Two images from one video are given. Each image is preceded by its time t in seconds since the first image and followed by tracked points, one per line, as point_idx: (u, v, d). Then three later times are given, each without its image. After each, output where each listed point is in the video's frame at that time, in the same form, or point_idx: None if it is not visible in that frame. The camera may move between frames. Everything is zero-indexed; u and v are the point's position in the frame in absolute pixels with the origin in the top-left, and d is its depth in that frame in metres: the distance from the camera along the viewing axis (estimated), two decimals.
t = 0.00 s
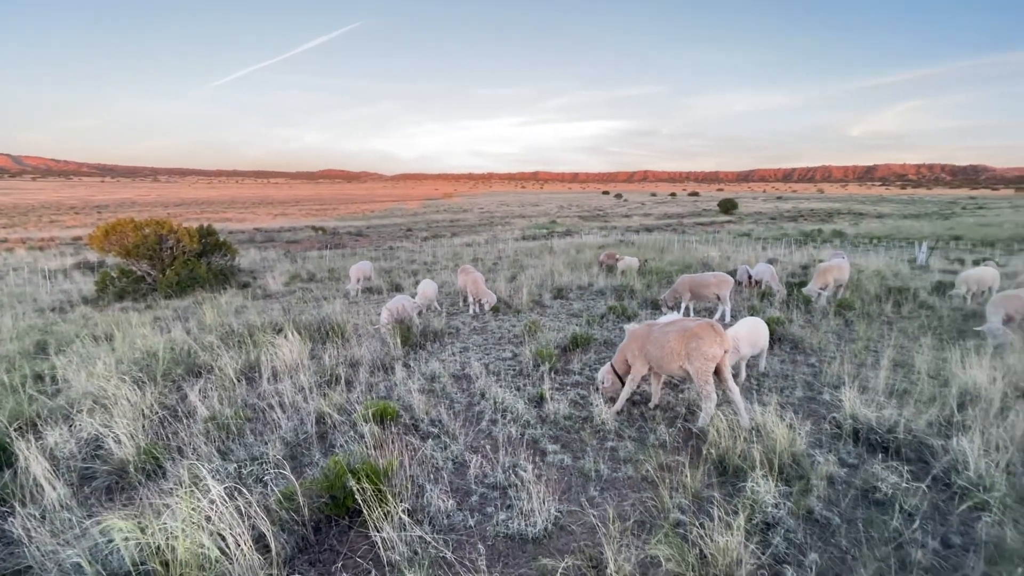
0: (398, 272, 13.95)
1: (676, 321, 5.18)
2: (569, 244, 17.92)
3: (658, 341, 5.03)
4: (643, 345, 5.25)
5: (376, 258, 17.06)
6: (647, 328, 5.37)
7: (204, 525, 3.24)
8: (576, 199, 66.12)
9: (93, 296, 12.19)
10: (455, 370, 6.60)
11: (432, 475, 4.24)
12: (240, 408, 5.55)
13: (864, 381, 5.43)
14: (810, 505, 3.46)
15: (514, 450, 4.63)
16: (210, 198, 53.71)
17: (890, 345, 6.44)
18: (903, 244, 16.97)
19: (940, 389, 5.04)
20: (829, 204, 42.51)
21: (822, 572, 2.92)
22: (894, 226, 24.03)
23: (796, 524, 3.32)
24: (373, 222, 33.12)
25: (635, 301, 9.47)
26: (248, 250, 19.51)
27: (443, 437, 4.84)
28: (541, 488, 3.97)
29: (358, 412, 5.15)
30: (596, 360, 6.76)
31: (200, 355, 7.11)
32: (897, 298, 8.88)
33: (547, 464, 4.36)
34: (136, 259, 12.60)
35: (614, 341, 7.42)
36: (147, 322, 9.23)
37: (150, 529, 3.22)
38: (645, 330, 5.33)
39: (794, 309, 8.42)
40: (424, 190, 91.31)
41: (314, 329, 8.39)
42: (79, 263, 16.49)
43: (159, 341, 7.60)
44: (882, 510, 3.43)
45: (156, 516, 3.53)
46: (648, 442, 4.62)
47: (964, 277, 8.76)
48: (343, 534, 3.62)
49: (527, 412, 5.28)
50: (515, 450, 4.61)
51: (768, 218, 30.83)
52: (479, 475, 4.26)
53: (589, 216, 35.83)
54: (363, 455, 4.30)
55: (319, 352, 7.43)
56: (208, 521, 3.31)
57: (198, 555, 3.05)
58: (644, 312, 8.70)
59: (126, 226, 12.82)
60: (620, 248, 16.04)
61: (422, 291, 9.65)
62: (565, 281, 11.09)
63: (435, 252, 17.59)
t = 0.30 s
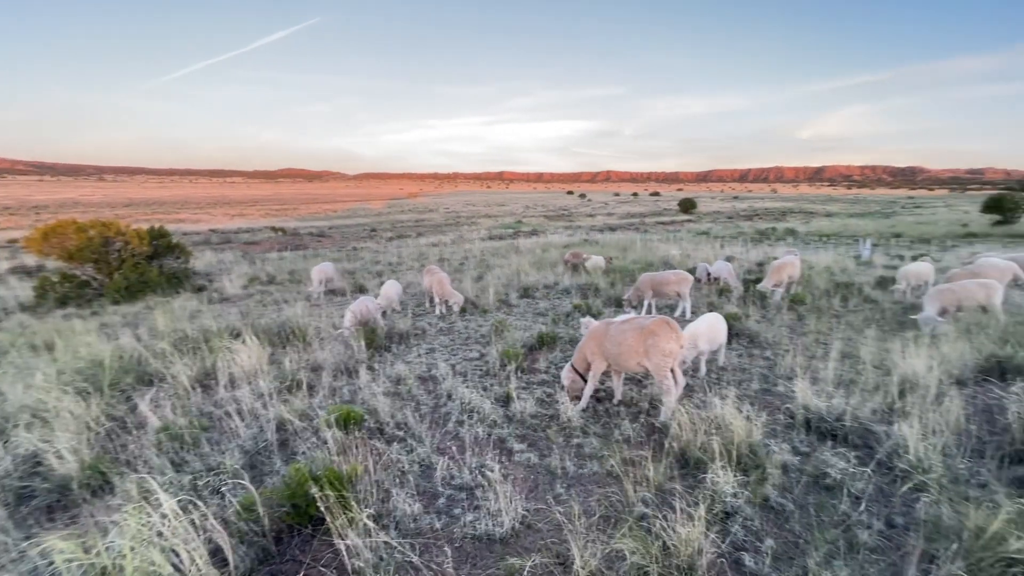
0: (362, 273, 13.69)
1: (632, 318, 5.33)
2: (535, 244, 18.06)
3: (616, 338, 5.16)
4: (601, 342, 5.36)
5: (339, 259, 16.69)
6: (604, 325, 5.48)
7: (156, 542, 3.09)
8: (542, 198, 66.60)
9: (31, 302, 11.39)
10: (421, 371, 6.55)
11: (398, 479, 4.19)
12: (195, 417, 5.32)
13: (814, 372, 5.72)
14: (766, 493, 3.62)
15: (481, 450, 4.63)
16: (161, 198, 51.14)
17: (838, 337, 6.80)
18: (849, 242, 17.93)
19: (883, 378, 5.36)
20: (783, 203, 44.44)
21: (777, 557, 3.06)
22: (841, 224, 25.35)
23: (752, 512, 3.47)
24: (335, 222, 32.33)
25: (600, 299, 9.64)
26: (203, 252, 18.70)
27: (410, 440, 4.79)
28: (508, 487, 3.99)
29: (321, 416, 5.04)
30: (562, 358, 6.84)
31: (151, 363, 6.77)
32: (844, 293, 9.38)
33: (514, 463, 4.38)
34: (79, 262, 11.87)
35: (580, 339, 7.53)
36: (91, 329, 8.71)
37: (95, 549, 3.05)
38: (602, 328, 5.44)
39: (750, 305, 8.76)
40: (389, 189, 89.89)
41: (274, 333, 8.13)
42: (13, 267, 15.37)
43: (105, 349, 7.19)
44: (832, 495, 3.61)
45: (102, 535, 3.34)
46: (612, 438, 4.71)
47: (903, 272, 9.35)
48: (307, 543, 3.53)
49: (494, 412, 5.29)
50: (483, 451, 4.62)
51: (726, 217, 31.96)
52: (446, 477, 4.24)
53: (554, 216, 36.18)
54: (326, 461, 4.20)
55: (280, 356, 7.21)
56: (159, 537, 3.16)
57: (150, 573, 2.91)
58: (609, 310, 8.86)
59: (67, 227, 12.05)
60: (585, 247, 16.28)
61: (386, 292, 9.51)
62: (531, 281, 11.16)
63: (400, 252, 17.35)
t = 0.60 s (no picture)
0: (338, 275, 13.47)
1: (607, 318, 5.38)
2: (513, 244, 18.10)
3: (591, 338, 5.19)
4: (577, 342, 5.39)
5: (313, 261, 16.40)
6: (580, 326, 5.52)
7: (123, 558, 2.97)
8: (520, 198, 66.75)
9: None
10: (400, 374, 6.48)
11: (377, 485, 4.14)
12: (165, 427, 5.14)
13: (787, 368, 5.88)
14: (741, 488, 3.70)
15: (461, 453, 4.61)
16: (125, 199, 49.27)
17: (808, 333, 7.01)
18: (816, 240, 18.50)
19: (851, 373, 5.55)
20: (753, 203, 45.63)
21: (753, 552, 3.13)
22: (808, 223, 26.14)
23: (729, 507, 3.54)
24: (310, 224, 31.72)
25: (578, 299, 9.71)
26: (170, 255, 18.12)
27: (389, 445, 4.73)
28: (489, 490, 3.97)
29: (297, 423, 4.93)
30: (541, 358, 6.87)
31: (116, 372, 6.51)
32: (813, 290, 9.67)
33: (495, 465, 4.37)
34: (38, 266, 11.26)
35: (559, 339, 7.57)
36: (52, 336, 8.33)
37: (57, 569, 2.91)
38: (578, 328, 5.48)
39: (724, 303, 8.96)
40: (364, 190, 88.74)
41: (247, 338, 7.93)
42: None
43: (67, 357, 6.88)
44: (805, 488, 3.72)
45: (65, 553, 3.19)
46: (592, 437, 4.74)
47: (868, 269, 9.69)
48: (283, 553, 3.45)
49: (475, 414, 5.26)
50: (463, 453, 4.59)
51: (699, 216, 32.61)
52: (426, 481, 4.20)
53: (531, 216, 36.32)
54: (302, 469, 4.11)
55: (253, 362, 7.03)
56: (126, 554, 3.04)
57: None
58: (587, 310, 8.93)
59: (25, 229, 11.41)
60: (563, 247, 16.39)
61: (361, 294, 9.37)
62: (509, 281, 11.17)
63: (376, 254, 17.15)
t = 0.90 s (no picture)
0: (305, 278, 13.14)
1: (577, 317, 5.43)
2: (484, 244, 18.09)
3: (562, 338, 5.21)
4: (548, 341, 5.43)
5: (279, 263, 15.96)
6: (551, 326, 5.55)
7: None
8: (491, 199, 66.71)
9: None
10: (371, 378, 6.35)
11: (349, 492, 4.04)
12: (121, 439, 4.88)
13: (751, 363, 6.06)
14: (712, 482, 3.79)
15: (435, 456, 4.55)
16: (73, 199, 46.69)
17: (771, 329, 7.25)
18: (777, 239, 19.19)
19: (812, 366, 5.76)
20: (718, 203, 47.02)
21: (724, 543, 3.21)
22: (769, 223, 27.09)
23: (700, 501, 3.62)
24: (275, 225, 30.81)
25: (550, 298, 9.77)
26: (126, 258, 17.30)
27: (360, 450, 4.63)
28: (463, 493, 3.93)
29: (264, 430, 4.77)
30: (514, 358, 6.87)
31: (67, 382, 6.15)
32: (775, 287, 10.02)
33: (469, 467, 4.34)
34: None
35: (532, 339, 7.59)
36: None
37: None
38: (548, 328, 5.52)
39: (691, 301, 9.18)
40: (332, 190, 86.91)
41: (209, 343, 7.63)
42: None
43: (11, 368, 6.46)
44: (771, 480, 3.84)
45: None
46: (566, 436, 4.76)
47: (826, 267, 10.11)
48: (250, 567, 3.32)
49: (448, 417, 5.21)
50: (437, 457, 4.54)
51: (667, 216, 33.33)
52: (399, 486, 4.13)
53: (502, 216, 36.40)
54: (269, 478, 3.97)
55: (216, 368, 6.77)
56: None
57: None
58: (559, 309, 8.99)
59: None
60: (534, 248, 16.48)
61: (329, 297, 9.15)
62: (481, 282, 11.14)
63: (345, 255, 16.83)
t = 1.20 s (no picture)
0: (276, 280, 12.84)
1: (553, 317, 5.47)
2: (460, 245, 18.04)
3: (538, 338, 5.24)
4: (524, 341, 5.45)
5: (249, 265, 15.56)
6: (527, 326, 5.57)
7: None
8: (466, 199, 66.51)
9: None
10: (346, 382, 6.25)
11: (325, 499, 3.97)
12: (81, 450, 4.67)
13: (723, 360, 6.21)
14: (686, 477, 3.87)
15: (412, 459, 4.51)
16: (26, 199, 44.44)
17: (742, 326, 7.45)
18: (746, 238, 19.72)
19: (781, 362, 5.95)
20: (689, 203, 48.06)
21: (699, 537, 3.28)
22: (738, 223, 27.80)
23: (675, 496, 3.69)
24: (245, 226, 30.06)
25: (526, 299, 9.80)
26: (85, 260, 16.58)
27: (335, 455, 4.55)
28: (441, 496, 3.90)
29: (234, 437, 4.63)
30: (491, 359, 6.86)
31: (22, 391, 5.85)
32: (745, 286, 10.29)
33: (446, 470, 4.31)
34: None
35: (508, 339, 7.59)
36: None
37: None
38: (524, 328, 5.54)
39: (664, 300, 9.34)
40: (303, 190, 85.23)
41: (176, 349, 7.37)
42: None
43: None
44: (743, 473, 3.94)
45: None
46: (543, 436, 4.78)
47: (793, 265, 10.44)
48: None
49: (425, 419, 5.16)
50: (414, 460, 4.49)
51: (639, 217, 33.93)
52: (376, 490, 4.07)
53: (478, 217, 36.43)
54: (241, 486, 3.86)
55: (184, 374, 6.54)
56: None
57: None
58: (535, 309, 9.03)
59: None
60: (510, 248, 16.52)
61: (302, 300, 8.95)
62: (457, 283, 11.10)
63: (318, 257, 16.53)
